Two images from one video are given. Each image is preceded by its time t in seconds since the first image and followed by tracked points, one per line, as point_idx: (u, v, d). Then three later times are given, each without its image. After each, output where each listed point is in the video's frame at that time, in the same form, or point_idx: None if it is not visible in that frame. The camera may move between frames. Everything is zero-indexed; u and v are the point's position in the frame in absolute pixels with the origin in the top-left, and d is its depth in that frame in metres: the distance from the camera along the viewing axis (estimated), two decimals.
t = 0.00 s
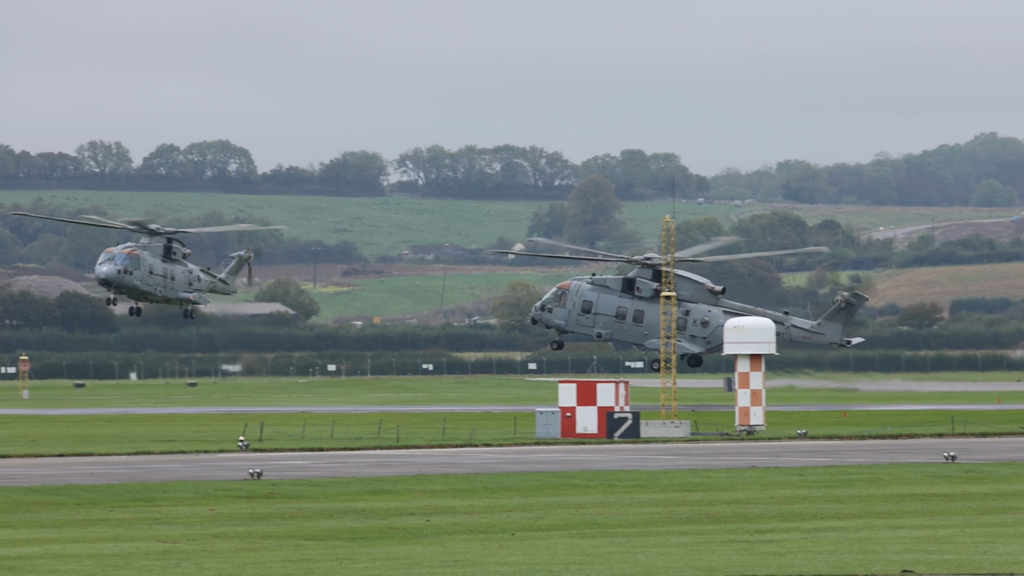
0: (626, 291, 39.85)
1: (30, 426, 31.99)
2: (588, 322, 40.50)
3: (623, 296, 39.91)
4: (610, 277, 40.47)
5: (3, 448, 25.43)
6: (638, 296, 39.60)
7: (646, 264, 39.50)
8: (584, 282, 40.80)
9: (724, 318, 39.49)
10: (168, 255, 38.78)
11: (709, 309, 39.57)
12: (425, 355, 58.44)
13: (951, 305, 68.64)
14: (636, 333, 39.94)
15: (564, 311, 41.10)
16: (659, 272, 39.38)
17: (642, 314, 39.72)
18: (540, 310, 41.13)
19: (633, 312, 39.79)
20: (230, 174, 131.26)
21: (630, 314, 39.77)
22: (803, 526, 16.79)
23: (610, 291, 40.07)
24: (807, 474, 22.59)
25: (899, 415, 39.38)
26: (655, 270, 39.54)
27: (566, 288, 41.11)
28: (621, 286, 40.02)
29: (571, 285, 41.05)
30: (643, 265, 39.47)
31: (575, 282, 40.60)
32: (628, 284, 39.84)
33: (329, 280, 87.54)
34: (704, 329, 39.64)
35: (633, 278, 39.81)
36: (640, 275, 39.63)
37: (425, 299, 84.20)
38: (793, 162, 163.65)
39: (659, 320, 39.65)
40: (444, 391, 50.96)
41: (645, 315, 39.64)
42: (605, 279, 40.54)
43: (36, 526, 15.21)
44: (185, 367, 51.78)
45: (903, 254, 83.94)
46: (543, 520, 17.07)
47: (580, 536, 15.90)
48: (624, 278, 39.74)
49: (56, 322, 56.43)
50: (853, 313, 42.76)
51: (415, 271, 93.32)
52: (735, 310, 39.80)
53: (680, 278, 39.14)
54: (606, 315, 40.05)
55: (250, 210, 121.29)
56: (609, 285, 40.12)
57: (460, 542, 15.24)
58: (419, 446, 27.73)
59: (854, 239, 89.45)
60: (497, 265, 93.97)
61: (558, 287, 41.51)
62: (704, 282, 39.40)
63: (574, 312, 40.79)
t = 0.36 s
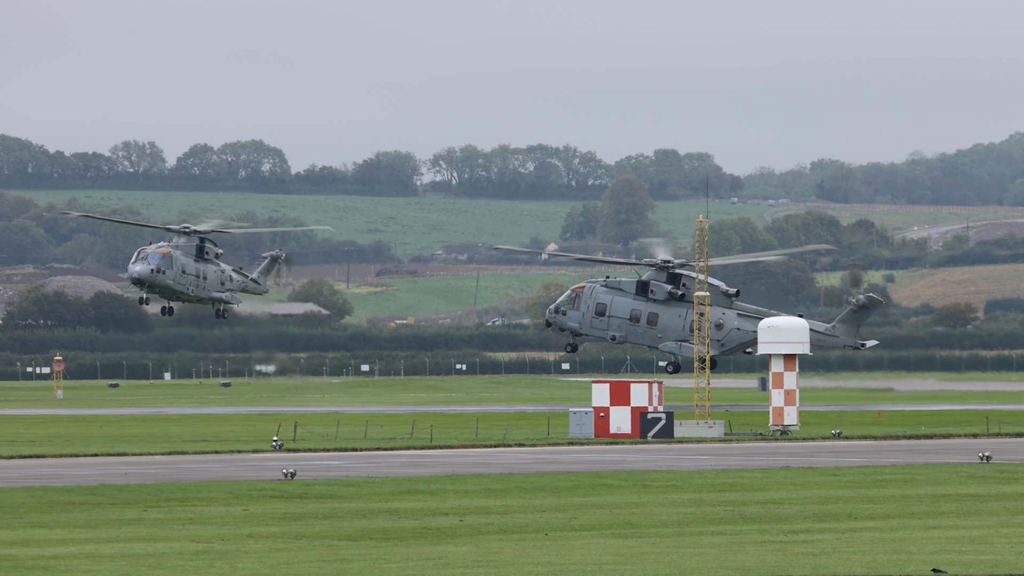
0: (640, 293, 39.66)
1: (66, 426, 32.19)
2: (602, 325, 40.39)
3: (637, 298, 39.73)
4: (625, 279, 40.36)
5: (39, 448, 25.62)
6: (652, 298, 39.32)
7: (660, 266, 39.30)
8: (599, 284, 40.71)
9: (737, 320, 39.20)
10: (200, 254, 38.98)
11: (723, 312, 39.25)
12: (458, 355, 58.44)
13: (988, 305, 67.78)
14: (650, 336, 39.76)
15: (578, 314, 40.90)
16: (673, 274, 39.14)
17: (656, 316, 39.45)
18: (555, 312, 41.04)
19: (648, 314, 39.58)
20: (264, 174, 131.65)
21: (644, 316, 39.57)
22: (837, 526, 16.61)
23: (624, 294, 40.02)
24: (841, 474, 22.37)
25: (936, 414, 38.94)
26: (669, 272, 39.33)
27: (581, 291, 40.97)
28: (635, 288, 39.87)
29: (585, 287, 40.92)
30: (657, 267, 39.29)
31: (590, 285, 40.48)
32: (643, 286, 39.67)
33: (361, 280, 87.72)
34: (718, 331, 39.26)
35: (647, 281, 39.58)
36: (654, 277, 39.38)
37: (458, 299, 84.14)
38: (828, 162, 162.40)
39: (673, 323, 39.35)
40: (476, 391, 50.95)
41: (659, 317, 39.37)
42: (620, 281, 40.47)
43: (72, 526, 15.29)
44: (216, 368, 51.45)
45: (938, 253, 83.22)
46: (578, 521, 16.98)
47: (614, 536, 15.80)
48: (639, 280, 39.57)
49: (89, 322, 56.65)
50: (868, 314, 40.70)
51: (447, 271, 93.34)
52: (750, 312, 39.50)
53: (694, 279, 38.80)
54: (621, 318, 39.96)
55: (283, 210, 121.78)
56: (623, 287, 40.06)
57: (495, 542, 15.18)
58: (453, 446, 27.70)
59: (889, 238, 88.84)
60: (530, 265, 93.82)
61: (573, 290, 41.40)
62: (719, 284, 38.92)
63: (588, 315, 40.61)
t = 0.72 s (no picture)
0: (648, 297, 39.42)
1: (95, 428, 32.38)
2: (610, 329, 40.08)
3: (646, 302, 39.52)
4: (634, 283, 40.02)
5: (69, 450, 25.79)
6: (661, 301, 39.15)
7: (669, 270, 39.25)
8: (607, 287, 40.38)
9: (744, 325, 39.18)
10: (227, 255, 39.11)
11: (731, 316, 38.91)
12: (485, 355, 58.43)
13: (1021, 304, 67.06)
14: (659, 340, 39.52)
15: (587, 318, 40.55)
16: (682, 277, 39.08)
17: (665, 320, 39.28)
18: (563, 315, 40.71)
19: (656, 318, 39.40)
20: (291, 175, 132.22)
21: (652, 320, 39.39)
22: (866, 527, 16.48)
23: (633, 298, 39.69)
24: (869, 475, 22.20)
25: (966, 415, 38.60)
26: (678, 276, 39.26)
27: (590, 294, 40.63)
28: (644, 292, 39.60)
29: (594, 291, 40.58)
30: (666, 271, 39.25)
31: (598, 287, 40.18)
32: (651, 290, 39.43)
33: (388, 280, 87.90)
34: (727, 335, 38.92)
35: (655, 285, 39.43)
36: (663, 281, 39.31)
37: (486, 300, 84.18)
38: (856, 162, 161.55)
39: (682, 327, 39.16)
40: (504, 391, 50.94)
41: (668, 321, 39.20)
42: (628, 285, 40.12)
43: (100, 527, 15.35)
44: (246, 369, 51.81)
45: (967, 254, 82.89)
46: (605, 521, 16.91)
47: (643, 537, 15.73)
48: (647, 284, 39.36)
49: (117, 323, 56.91)
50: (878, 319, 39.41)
51: (474, 271, 93.36)
52: (759, 316, 39.31)
53: (702, 283, 38.80)
54: (629, 322, 39.68)
55: (311, 211, 122.47)
56: (632, 290, 39.70)
57: (522, 543, 15.13)
58: (480, 447, 27.68)
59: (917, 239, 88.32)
60: (558, 265, 93.86)
61: (582, 294, 41.02)
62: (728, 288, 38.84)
63: (596, 318, 40.28)
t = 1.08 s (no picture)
0: (653, 299, 39.31)
1: (119, 427, 32.53)
2: (615, 331, 39.91)
3: (650, 304, 39.41)
4: (639, 285, 39.87)
5: (92, 449, 25.91)
6: (665, 304, 39.06)
7: (673, 272, 39.09)
8: (612, 289, 40.17)
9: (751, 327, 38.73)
10: (250, 254, 39.24)
11: (736, 318, 38.75)
12: (507, 354, 58.45)
13: None
14: (664, 342, 39.49)
15: (590, 319, 40.25)
16: (686, 280, 38.93)
17: (669, 323, 39.20)
18: (567, 317, 40.37)
19: (661, 320, 39.30)
20: (315, 174, 132.44)
21: (657, 322, 39.29)
22: (889, 526, 16.35)
23: (637, 300, 39.55)
24: (893, 474, 22.03)
25: (989, 414, 38.30)
26: (683, 279, 39.13)
27: (594, 296, 40.30)
28: (648, 294, 39.48)
29: (598, 292, 40.33)
30: (671, 274, 39.08)
31: (603, 289, 39.94)
32: (656, 292, 39.28)
33: (411, 279, 88.03)
34: (732, 338, 38.78)
35: (660, 286, 39.31)
36: (667, 283, 39.14)
37: (509, 299, 84.11)
38: (880, 161, 160.58)
39: (687, 329, 39.12)
40: (527, 390, 50.98)
41: (672, 324, 39.11)
42: (634, 287, 39.98)
43: (123, 527, 15.39)
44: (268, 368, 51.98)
45: (991, 253, 81.97)
46: (628, 520, 16.86)
47: (666, 536, 15.61)
48: (652, 286, 39.21)
49: (140, 323, 57.15)
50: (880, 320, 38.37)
51: (496, 269, 93.42)
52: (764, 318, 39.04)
53: (706, 286, 38.71)
54: (633, 324, 39.53)
55: (334, 210, 122.86)
56: (637, 293, 39.60)
57: (545, 542, 15.10)
58: (503, 446, 27.65)
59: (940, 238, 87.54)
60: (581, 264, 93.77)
61: (585, 295, 40.66)
62: (733, 291, 38.81)
63: (601, 320, 40.04)
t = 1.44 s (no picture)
0: (656, 299, 39.14)
1: (141, 424, 32.67)
2: (617, 331, 39.61)
3: (654, 305, 39.22)
4: (641, 284, 39.60)
5: (114, 446, 26.02)
6: (668, 304, 38.93)
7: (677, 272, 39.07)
8: (614, 289, 39.89)
9: (755, 327, 38.72)
10: (270, 251, 39.34)
11: (738, 318, 38.83)
12: (529, 351, 58.45)
13: None
14: (666, 343, 39.31)
15: (593, 319, 39.92)
16: (689, 280, 38.97)
17: (672, 323, 39.07)
18: (570, 317, 39.95)
19: (664, 321, 39.14)
20: (336, 171, 132.97)
21: (660, 322, 39.12)
22: (910, 523, 16.25)
23: (640, 300, 39.33)
24: (914, 471, 21.90)
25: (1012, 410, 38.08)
26: (685, 279, 39.18)
27: (596, 296, 40.03)
28: (651, 294, 39.29)
29: (600, 292, 39.97)
30: (674, 274, 39.05)
31: (606, 289, 39.67)
32: (659, 292, 39.14)
33: (432, 276, 88.10)
34: (734, 339, 38.74)
35: (663, 287, 39.16)
36: (670, 283, 39.08)
37: (530, 295, 84.00)
38: (901, 157, 159.86)
39: (690, 329, 39.00)
40: (547, 387, 50.97)
41: (675, 324, 38.98)
42: (636, 286, 39.71)
43: (144, 523, 15.43)
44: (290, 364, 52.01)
45: (1013, 249, 79.89)
46: (649, 517, 16.81)
47: (688, 534, 15.55)
48: (655, 286, 39.06)
49: (162, 319, 57.62)
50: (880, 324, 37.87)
51: (518, 265, 93.43)
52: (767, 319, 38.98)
53: (709, 286, 38.82)
54: (636, 324, 39.28)
55: (355, 207, 123.19)
56: (639, 293, 39.34)
57: (566, 539, 15.07)
58: (523, 443, 27.62)
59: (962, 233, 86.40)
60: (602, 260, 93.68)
61: (587, 295, 40.36)
62: (735, 291, 38.99)
63: (603, 321, 39.69)
